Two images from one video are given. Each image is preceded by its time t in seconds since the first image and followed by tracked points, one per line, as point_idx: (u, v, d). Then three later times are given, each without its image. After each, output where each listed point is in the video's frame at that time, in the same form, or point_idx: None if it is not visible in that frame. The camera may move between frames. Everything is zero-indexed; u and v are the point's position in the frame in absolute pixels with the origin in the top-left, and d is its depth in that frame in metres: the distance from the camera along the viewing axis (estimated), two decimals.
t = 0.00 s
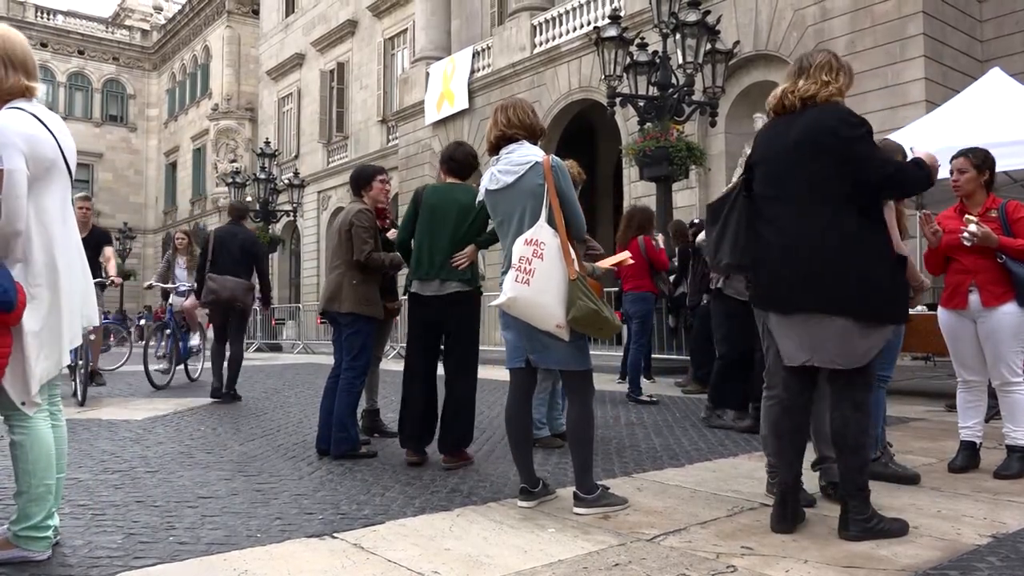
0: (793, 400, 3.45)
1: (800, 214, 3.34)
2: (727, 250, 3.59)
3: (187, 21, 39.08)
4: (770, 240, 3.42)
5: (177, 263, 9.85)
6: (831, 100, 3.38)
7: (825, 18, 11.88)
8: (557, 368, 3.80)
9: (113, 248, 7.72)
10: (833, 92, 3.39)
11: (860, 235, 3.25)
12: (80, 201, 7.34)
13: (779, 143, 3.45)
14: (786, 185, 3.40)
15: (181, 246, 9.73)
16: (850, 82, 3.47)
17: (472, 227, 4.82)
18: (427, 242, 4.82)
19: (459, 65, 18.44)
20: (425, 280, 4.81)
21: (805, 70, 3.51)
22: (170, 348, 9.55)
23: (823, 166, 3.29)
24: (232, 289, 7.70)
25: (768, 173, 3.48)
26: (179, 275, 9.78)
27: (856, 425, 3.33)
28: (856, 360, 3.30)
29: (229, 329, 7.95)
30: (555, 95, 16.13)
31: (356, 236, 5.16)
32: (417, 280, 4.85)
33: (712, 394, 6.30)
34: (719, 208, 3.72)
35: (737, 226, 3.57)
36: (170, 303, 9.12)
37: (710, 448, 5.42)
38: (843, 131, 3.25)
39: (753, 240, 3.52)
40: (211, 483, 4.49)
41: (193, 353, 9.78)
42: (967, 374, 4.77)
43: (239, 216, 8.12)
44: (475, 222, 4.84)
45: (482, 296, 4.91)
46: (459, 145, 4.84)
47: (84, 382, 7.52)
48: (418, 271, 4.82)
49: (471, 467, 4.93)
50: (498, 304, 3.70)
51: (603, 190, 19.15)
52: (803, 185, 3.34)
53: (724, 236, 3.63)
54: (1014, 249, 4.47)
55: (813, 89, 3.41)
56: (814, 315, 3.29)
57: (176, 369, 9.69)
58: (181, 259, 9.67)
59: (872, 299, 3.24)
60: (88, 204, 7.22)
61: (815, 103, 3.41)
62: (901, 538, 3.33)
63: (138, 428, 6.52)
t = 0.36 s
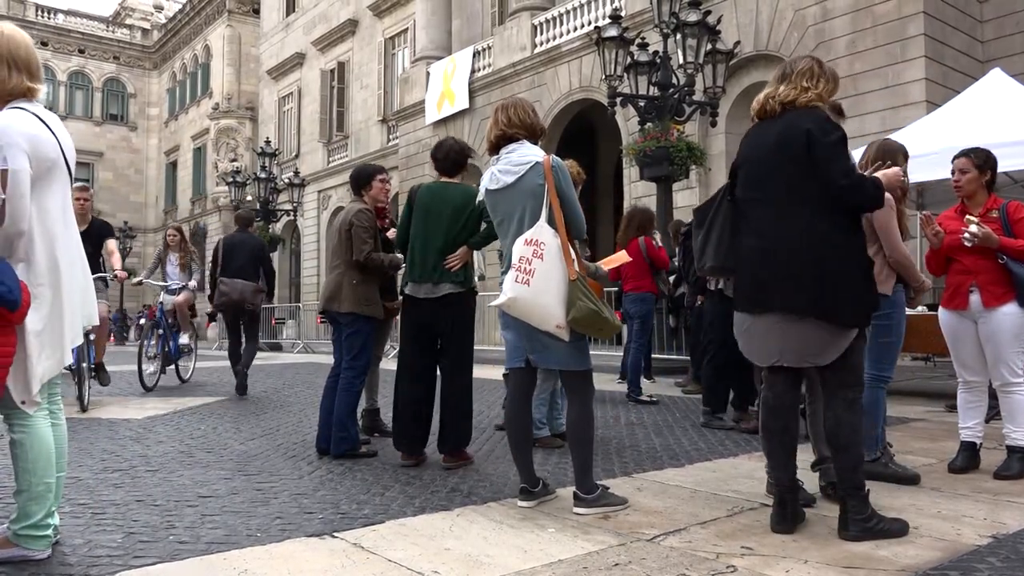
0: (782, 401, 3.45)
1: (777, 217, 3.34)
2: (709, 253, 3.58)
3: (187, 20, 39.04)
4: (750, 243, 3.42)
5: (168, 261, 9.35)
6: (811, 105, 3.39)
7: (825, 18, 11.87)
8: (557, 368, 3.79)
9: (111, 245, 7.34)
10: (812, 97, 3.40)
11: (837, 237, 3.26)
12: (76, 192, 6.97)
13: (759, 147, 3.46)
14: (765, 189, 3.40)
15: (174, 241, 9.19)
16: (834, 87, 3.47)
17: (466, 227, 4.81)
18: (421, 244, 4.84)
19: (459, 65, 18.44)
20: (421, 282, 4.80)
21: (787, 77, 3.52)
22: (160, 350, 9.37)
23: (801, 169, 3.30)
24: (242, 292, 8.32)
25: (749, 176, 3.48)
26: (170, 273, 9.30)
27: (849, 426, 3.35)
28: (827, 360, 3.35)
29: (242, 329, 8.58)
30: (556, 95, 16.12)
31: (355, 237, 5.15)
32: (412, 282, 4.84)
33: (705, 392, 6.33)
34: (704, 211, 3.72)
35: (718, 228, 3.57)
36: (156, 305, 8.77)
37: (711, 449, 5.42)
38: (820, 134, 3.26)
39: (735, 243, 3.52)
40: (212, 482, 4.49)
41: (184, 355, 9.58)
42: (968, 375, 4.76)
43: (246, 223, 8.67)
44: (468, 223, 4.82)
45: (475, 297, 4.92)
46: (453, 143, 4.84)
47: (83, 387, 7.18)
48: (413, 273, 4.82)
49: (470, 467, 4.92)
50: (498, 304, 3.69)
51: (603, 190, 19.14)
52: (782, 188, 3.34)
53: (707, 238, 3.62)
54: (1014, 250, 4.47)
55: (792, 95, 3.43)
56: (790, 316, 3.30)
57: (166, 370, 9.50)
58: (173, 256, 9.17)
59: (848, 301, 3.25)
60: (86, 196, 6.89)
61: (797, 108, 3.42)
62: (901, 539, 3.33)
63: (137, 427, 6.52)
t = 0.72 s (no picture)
0: (781, 403, 3.46)
1: (774, 221, 3.34)
2: (707, 255, 3.56)
3: (188, 21, 39.01)
4: (746, 246, 3.42)
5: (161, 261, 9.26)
6: (808, 108, 3.39)
7: (826, 21, 11.88)
8: (556, 370, 3.79)
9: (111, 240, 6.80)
10: (809, 100, 3.40)
11: (834, 240, 3.26)
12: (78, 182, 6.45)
13: (757, 151, 3.45)
14: (762, 192, 3.40)
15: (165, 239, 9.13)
16: (832, 91, 3.47)
17: (457, 228, 4.81)
18: (413, 247, 4.85)
19: (460, 67, 18.45)
20: (416, 283, 4.82)
21: (785, 79, 3.52)
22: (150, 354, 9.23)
23: (797, 173, 3.30)
24: (255, 297, 9.07)
25: (746, 179, 3.47)
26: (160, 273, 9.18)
27: (845, 428, 3.37)
28: (821, 363, 3.35)
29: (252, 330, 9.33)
30: (556, 97, 16.12)
31: (354, 240, 5.17)
32: (407, 283, 4.85)
33: (703, 393, 6.32)
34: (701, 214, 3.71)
35: (716, 231, 3.56)
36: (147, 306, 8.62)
37: (711, 451, 5.42)
38: (816, 137, 3.27)
39: (732, 245, 3.51)
40: (212, 484, 4.49)
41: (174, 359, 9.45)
42: (969, 378, 4.75)
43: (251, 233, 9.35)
44: (460, 223, 4.82)
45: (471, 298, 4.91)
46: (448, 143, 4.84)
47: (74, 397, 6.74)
48: (405, 275, 4.85)
49: (470, 468, 4.91)
50: (497, 306, 3.69)
51: (603, 192, 19.15)
52: (779, 191, 3.34)
53: (705, 241, 3.61)
54: (1015, 253, 4.47)
55: (789, 97, 3.42)
56: (785, 318, 3.30)
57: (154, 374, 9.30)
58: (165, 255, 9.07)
59: (845, 304, 3.25)
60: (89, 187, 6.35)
61: (794, 110, 3.41)
62: (901, 542, 3.32)
63: (138, 429, 6.52)
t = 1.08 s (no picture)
0: (785, 416, 3.45)
1: (786, 233, 3.34)
2: (715, 263, 3.55)
3: (190, 34, 39.16)
4: (754, 255, 3.42)
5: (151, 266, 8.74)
6: (821, 118, 3.40)
7: (825, 34, 11.94)
8: (556, 382, 3.79)
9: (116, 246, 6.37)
10: (823, 111, 3.41)
11: (844, 251, 3.27)
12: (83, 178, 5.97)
13: (767, 162, 3.46)
14: (774, 203, 3.40)
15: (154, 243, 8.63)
16: (843, 104, 3.49)
17: (459, 240, 4.82)
18: (413, 256, 4.85)
19: (461, 79, 18.53)
20: (414, 294, 4.82)
21: (798, 90, 3.54)
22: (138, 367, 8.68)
23: (809, 184, 3.31)
24: (258, 307, 9.25)
25: (757, 189, 3.48)
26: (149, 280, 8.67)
27: (844, 440, 3.36)
28: (827, 374, 3.35)
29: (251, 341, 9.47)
30: (557, 109, 16.17)
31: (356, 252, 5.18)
32: (405, 294, 4.85)
33: (703, 404, 6.31)
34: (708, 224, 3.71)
35: (724, 241, 3.55)
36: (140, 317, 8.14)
37: (711, 463, 5.41)
38: (829, 148, 3.28)
39: (740, 255, 3.50)
40: (211, 496, 4.47)
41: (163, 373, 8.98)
42: (970, 391, 4.74)
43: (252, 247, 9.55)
44: (462, 234, 4.83)
45: (468, 310, 4.92)
46: (452, 156, 4.87)
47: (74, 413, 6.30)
48: (404, 285, 4.85)
49: (471, 481, 4.90)
50: (497, 318, 3.69)
51: (603, 204, 19.17)
52: (790, 201, 3.34)
53: (714, 250, 3.60)
54: (1017, 265, 4.48)
55: (802, 108, 3.44)
56: (795, 328, 3.30)
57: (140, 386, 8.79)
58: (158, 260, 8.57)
59: (854, 315, 3.26)
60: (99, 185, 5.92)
61: (806, 121, 3.43)
62: (902, 556, 3.31)
63: (137, 440, 6.50)
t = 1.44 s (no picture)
0: (788, 432, 3.44)
1: (788, 247, 3.34)
2: (717, 276, 3.56)
3: (193, 51, 39.39)
4: (756, 268, 3.42)
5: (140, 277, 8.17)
6: (825, 132, 3.41)
7: (824, 50, 12.00)
8: (557, 398, 3.78)
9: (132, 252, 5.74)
10: (826, 126, 3.42)
11: (846, 264, 3.27)
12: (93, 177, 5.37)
13: (769, 177, 3.47)
14: (777, 216, 3.40)
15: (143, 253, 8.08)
16: (846, 119, 3.51)
17: (464, 253, 4.83)
18: (416, 270, 4.84)
19: (462, 95, 18.62)
20: (414, 309, 4.82)
21: (800, 106, 3.56)
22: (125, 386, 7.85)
23: (811, 198, 3.32)
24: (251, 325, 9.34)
25: (759, 203, 3.48)
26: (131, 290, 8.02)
27: (845, 456, 3.35)
28: (830, 389, 3.34)
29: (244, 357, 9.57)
30: (558, 125, 16.22)
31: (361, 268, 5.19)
32: (406, 309, 4.85)
33: (703, 419, 6.30)
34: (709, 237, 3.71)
35: (726, 254, 3.56)
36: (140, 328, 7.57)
37: (713, 479, 5.39)
38: (832, 161, 3.28)
39: (742, 268, 3.51)
40: (211, 512, 4.45)
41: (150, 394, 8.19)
42: (973, 406, 4.72)
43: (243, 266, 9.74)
44: (466, 248, 4.85)
45: (469, 326, 4.93)
46: (458, 172, 4.90)
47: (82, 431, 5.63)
48: (405, 299, 4.83)
49: (471, 497, 4.88)
50: (498, 333, 3.69)
51: (604, 219, 19.20)
52: (793, 214, 3.35)
53: (716, 263, 3.61)
54: (1017, 279, 4.48)
55: (805, 123, 3.45)
56: (797, 342, 3.29)
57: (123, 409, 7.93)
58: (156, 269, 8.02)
59: (855, 328, 3.26)
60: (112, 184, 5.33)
61: (810, 136, 3.43)
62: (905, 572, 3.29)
63: (137, 456, 6.49)
